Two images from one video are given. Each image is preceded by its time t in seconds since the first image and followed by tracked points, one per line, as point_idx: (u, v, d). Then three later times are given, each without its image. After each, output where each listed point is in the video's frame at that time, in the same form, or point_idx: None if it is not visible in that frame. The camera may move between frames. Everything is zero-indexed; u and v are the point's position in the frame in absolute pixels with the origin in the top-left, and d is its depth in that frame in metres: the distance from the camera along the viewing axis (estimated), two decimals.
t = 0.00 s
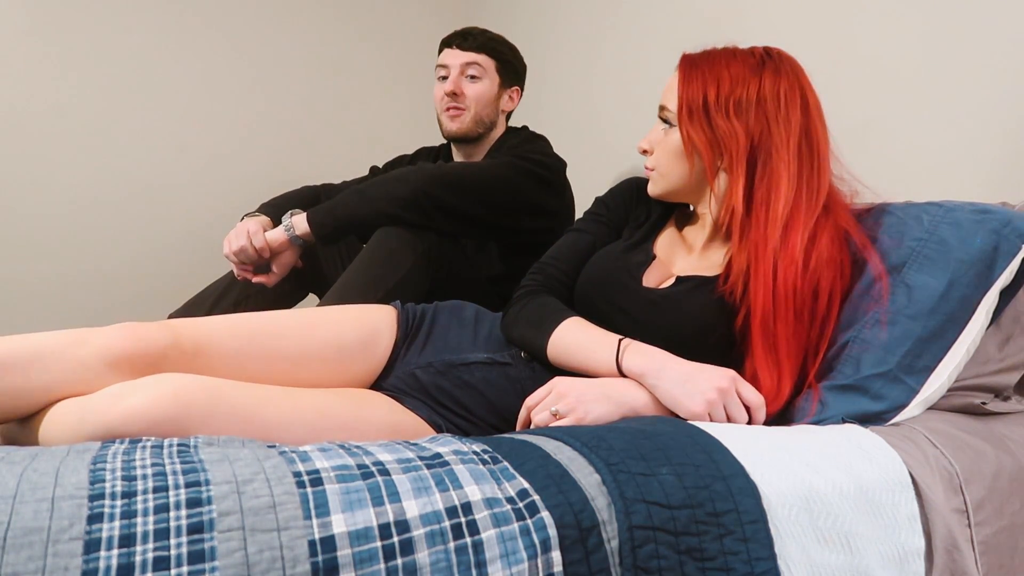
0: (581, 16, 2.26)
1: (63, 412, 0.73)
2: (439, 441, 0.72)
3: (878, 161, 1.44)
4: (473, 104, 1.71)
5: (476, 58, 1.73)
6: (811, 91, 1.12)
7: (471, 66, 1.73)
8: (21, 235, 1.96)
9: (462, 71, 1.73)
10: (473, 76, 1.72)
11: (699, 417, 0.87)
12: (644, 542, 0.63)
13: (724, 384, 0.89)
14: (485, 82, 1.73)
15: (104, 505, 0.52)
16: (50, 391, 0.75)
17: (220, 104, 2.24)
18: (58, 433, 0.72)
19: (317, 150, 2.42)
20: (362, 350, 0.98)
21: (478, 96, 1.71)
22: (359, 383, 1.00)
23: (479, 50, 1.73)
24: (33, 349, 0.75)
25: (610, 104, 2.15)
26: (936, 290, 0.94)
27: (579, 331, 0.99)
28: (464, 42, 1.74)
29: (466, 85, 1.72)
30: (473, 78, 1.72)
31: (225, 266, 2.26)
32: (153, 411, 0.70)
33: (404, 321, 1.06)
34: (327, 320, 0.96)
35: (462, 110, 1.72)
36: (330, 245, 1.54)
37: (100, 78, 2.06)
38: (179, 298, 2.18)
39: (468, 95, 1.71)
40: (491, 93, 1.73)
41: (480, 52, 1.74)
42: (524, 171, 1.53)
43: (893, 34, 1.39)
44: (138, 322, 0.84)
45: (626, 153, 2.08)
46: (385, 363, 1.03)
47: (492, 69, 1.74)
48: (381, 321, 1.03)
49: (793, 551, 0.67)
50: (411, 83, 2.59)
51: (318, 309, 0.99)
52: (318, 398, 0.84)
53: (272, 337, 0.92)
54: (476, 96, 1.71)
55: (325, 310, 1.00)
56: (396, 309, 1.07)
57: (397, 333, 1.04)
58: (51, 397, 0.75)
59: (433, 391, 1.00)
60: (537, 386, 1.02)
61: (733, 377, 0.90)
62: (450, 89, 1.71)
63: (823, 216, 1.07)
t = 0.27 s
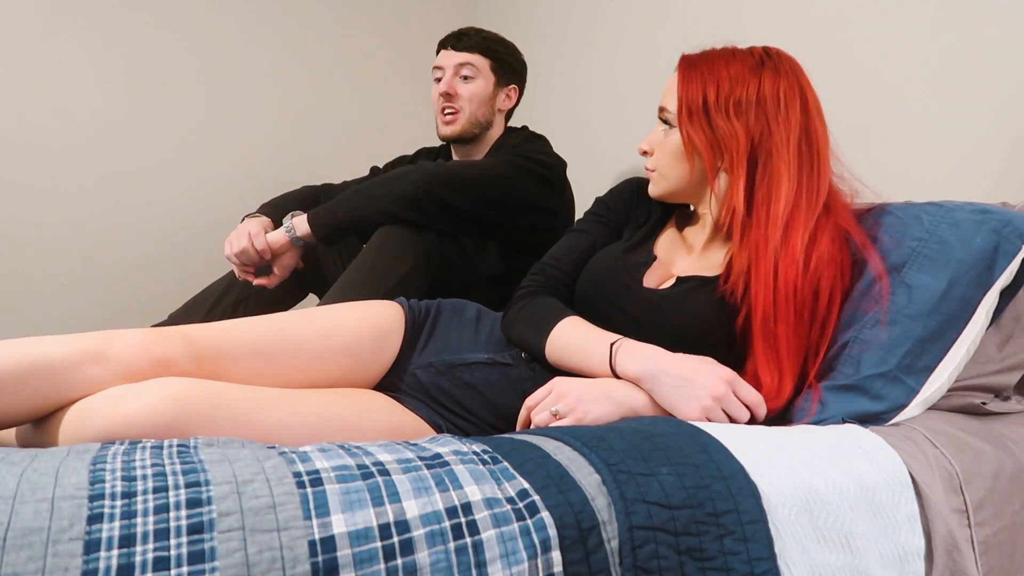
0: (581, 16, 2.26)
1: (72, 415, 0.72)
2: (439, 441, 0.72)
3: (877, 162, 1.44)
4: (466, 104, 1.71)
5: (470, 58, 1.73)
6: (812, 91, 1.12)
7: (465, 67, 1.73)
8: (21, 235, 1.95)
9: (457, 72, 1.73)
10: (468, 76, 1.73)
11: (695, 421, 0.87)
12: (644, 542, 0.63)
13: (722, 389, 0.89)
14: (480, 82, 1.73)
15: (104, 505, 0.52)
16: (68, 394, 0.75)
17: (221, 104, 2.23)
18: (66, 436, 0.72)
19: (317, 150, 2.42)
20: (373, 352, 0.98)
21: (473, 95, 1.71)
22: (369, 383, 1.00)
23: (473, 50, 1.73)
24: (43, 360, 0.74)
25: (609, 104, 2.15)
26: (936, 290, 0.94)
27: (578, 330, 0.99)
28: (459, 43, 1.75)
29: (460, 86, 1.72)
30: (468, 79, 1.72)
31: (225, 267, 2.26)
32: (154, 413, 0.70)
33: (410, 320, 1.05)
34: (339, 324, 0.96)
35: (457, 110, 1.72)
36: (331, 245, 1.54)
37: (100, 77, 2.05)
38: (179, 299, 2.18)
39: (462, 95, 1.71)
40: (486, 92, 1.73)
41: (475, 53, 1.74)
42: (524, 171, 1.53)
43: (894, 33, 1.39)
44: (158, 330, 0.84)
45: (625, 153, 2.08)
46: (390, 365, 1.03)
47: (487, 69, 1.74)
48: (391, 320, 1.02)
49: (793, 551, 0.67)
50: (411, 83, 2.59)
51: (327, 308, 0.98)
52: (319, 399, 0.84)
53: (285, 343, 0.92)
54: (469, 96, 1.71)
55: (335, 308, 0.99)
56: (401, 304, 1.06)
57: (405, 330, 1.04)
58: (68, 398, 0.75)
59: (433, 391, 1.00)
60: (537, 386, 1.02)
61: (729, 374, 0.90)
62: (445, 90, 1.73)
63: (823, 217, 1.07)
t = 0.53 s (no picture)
0: (581, 16, 2.26)
1: (66, 413, 0.73)
2: (439, 441, 0.72)
3: (877, 163, 1.44)
4: (464, 104, 1.71)
5: (467, 58, 1.73)
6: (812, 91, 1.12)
7: (463, 67, 1.73)
8: (21, 235, 1.96)
9: (454, 72, 1.73)
10: (465, 76, 1.73)
11: (696, 421, 0.88)
12: (644, 542, 0.63)
13: (719, 387, 0.89)
14: (477, 81, 1.73)
15: (104, 505, 0.52)
16: (57, 391, 0.75)
17: (220, 105, 2.24)
18: (60, 434, 0.72)
19: (317, 150, 2.42)
20: (365, 350, 0.98)
21: (470, 96, 1.71)
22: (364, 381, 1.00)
23: (470, 50, 1.73)
24: (36, 353, 0.75)
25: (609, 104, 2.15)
26: (936, 290, 0.95)
27: (576, 330, 0.99)
28: (456, 42, 1.75)
29: (457, 86, 1.72)
30: (465, 78, 1.73)
31: (225, 267, 2.26)
32: (154, 411, 0.70)
33: (405, 320, 1.05)
34: (331, 321, 0.96)
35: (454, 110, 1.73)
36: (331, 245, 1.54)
37: (101, 78, 2.06)
38: (179, 298, 2.18)
39: (459, 96, 1.71)
40: (484, 92, 1.72)
41: (473, 52, 1.74)
42: (524, 170, 1.53)
43: (893, 34, 1.39)
44: (148, 324, 0.84)
45: (625, 153, 2.08)
46: (386, 364, 1.02)
47: (484, 68, 1.74)
48: (383, 320, 1.02)
49: (793, 551, 0.67)
50: (411, 83, 2.59)
51: (320, 308, 0.99)
52: (318, 398, 0.83)
53: (276, 339, 0.92)
54: (467, 96, 1.71)
55: (326, 309, 0.99)
56: (397, 308, 1.07)
57: (399, 331, 1.04)
58: (60, 395, 0.76)
59: (432, 391, 1.00)
60: (537, 386, 1.02)
61: (723, 374, 0.90)
62: (442, 90, 1.73)
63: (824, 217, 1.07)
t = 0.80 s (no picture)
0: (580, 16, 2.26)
1: (60, 412, 0.73)
2: (439, 441, 0.72)
3: (877, 163, 1.44)
4: (457, 105, 1.71)
5: (460, 59, 1.73)
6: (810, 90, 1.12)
7: (457, 69, 1.73)
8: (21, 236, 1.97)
9: (447, 74, 1.74)
10: (458, 77, 1.73)
11: (695, 421, 0.88)
12: (644, 542, 0.63)
13: (713, 385, 0.88)
14: (470, 83, 1.72)
15: (104, 505, 0.52)
16: (49, 390, 0.75)
17: (220, 105, 2.24)
18: (57, 433, 0.72)
19: (317, 150, 2.42)
20: (359, 348, 0.99)
21: (465, 96, 1.71)
22: (357, 382, 1.00)
23: (464, 51, 1.74)
24: (30, 351, 0.75)
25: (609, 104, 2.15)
26: (936, 290, 0.95)
27: (575, 329, 0.99)
28: (449, 44, 1.76)
29: (451, 87, 1.72)
30: (458, 80, 1.72)
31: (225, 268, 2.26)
32: (155, 408, 0.70)
33: (404, 320, 1.06)
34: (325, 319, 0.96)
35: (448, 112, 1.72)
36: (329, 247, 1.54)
37: (101, 79, 2.07)
38: (179, 299, 2.18)
39: (453, 97, 1.71)
40: (478, 93, 1.72)
41: (466, 53, 1.74)
42: (525, 171, 1.53)
43: (893, 34, 1.39)
44: (140, 320, 0.85)
45: (625, 153, 2.08)
46: (384, 363, 1.03)
47: (478, 69, 1.73)
48: (377, 322, 1.02)
49: (793, 551, 0.67)
50: (410, 83, 2.59)
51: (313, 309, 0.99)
52: (318, 397, 0.84)
53: (270, 336, 0.92)
54: (460, 97, 1.71)
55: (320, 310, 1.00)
56: (396, 310, 1.07)
57: (396, 330, 1.04)
58: (53, 395, 0.76)
59: (432, 390, 1.00)
60: (537, 386, 1.02)
61: (732, 376, 0.90)
62: (435, 92, 1.73)
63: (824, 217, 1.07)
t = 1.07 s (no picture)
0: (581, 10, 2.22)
1: (62, 415, 0.73)
2: (439, 441, 0.72)
3: (879, 162, 1.43)
4: (447, 111, 1.69)
5: (447, 63, 1.70)
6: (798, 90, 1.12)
7: (443, 72, 1.70)
8: (19, 237, 1.94)
9: (435, 77, 1.69)
10: (446, 82, 1.70)
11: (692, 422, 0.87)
12: (644, 542, 0.63)
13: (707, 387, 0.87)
14: (459, 87, 1.70)
15: (104, 505, 0.52)
16: (54, 392, 0.75)
17: (220, 103, 2.21)
18: (58, 435, 0.72)
19: (317, 148, 2.39)
20: (366, 354, 0.98)
21: (453, 101, 1.69)
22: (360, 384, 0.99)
23: (451, 55, 1.70)
24: (33, 359, 0.74)
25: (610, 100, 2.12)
26: (936, 290, 0.94)
27: (573, 325, 0.99)
28: (434, 46, 1.71)
29: (439, 91, 1.69)
30: (446, 84, 1.69)
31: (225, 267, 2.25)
32: (155, 411, 0.70)
33: (405, 320, 1.05)
34: (333, 325, 0.95)
35: (437, 117, 1.70)
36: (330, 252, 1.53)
37: (99, 78, 2.03)
38: (179, 298, 2.17)
39: (441, 101, 1.68)
40: (466, 98, 1.71)
41: (453, 57, 1.71)
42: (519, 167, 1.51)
43: (902, 31, 1.37)
44: (148, 330, 0.84)
45: (626, 153, 2.06)
46: (386, 364, 1.02)
47: (465, 73, 1.71)
48: (384, 320, 1.01)
49: (793, 551, 0.67)
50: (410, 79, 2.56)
51: (322, 308, 0.98)
52: (319, 398, 0.83)
53: (279, 339, 0.91)
54: (450, 102, 1.68)
55: (328, 309, 0.98)
56: (398, 308, 1.06)
57: (399, 330, 1.03)
58: (58, 396, 0.76)
59: (433, 390, 1.00)
60: (537, 386, 1.02)
61: (700, 374, 0.82)
62: (423, 97, 1.68)
63: (821, 217, 1.07)
